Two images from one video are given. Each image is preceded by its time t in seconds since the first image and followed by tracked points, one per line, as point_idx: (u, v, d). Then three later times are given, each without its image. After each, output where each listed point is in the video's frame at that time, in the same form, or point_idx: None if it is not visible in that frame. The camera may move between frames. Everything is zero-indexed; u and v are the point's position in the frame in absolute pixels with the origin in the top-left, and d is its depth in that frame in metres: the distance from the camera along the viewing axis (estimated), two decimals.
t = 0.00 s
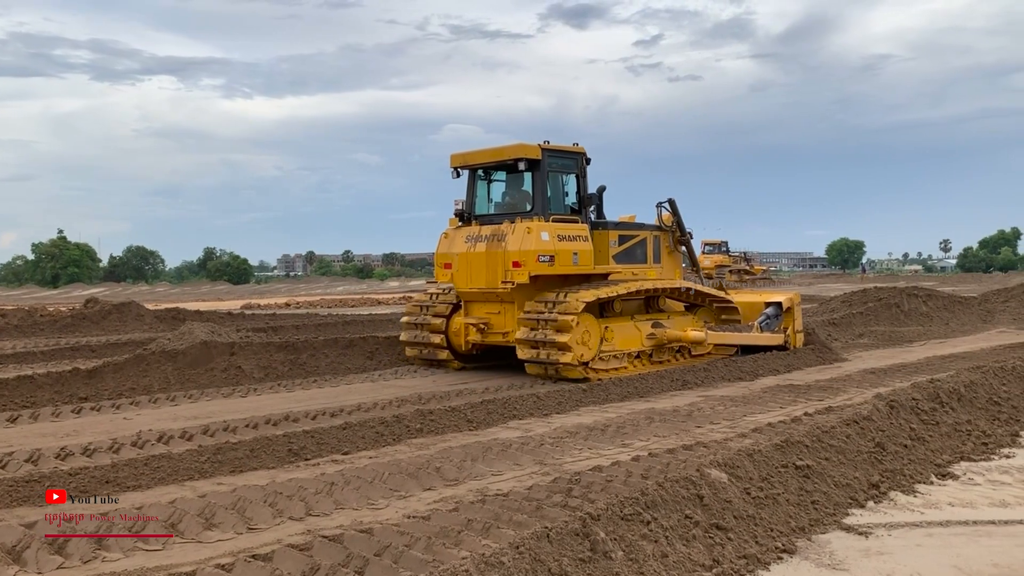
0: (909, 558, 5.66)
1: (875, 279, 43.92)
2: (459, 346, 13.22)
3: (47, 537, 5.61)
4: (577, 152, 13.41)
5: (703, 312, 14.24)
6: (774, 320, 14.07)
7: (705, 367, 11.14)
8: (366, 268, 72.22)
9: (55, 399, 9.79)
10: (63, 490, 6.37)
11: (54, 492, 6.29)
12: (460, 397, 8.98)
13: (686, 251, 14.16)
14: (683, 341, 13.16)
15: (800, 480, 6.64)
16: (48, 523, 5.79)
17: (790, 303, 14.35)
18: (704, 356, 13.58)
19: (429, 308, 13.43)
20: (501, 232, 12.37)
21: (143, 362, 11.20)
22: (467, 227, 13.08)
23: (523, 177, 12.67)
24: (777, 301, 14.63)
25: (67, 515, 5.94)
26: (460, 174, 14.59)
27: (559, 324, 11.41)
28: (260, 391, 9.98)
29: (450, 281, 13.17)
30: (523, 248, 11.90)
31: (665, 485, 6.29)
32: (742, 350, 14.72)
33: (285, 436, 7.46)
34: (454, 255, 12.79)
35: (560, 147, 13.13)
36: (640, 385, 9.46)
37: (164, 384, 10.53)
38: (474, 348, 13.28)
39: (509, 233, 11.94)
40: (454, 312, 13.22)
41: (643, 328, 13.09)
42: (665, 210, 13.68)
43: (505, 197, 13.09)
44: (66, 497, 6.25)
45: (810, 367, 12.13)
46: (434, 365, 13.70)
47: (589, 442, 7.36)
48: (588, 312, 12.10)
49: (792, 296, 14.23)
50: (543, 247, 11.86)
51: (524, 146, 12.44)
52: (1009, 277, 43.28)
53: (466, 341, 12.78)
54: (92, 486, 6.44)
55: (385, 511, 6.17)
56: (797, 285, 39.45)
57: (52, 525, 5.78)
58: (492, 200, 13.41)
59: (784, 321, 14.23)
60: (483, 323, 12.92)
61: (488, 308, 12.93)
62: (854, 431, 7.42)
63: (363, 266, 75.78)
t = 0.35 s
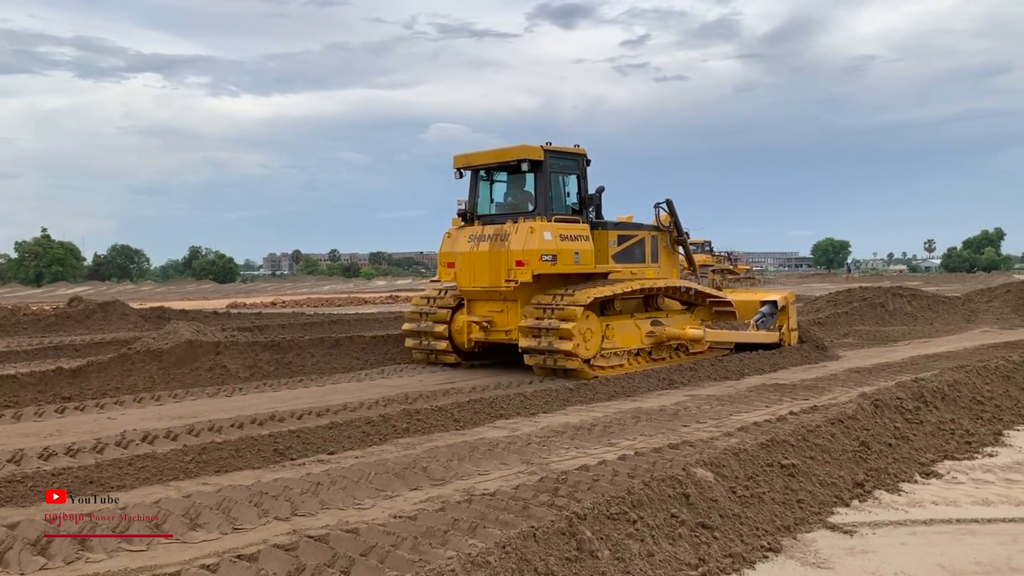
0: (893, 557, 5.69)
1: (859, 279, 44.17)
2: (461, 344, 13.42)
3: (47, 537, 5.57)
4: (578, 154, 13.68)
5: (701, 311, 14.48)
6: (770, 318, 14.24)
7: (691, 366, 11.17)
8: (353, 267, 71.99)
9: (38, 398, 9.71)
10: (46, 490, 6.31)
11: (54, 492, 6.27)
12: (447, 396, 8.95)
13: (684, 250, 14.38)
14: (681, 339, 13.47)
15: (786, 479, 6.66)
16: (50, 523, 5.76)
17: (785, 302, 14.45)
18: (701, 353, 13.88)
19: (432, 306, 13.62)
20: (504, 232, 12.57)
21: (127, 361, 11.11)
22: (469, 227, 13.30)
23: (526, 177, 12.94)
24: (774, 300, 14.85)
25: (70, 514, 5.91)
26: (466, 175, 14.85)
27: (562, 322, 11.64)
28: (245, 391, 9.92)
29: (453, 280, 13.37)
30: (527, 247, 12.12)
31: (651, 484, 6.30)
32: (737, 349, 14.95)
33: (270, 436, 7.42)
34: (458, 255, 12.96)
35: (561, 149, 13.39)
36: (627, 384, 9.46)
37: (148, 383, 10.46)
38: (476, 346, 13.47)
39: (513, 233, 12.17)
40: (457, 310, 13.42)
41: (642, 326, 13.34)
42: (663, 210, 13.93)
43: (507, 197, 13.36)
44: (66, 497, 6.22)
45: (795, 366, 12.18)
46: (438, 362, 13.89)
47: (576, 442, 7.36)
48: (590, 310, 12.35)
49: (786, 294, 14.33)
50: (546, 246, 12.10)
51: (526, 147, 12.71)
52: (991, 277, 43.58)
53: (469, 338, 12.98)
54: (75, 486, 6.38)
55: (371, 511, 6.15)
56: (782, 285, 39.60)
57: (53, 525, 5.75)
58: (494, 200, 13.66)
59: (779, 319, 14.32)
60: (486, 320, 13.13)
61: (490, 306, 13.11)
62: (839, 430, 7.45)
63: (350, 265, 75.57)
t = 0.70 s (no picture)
0: (873, 555, 5.73)
1: (840, 279, 44.51)
2: (460, 342, 13.58)
3: (47, 537, 5.54)
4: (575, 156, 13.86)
5: (693, 310, 14.70)
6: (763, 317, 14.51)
7: (673, 366, 11.21)
8: (336, 267, 71.74)
9: (15, 398, 9.60)
10: (23, 492, 6.22)
11: (53, 492, 6.22)
12: (430, 396, 8.91)
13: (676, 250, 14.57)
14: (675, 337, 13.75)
15: (766, 478, 6.69)
16: (48, 523, 5.72)
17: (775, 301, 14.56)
18: (694, 351, 14.16)
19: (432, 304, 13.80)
20: (502, 232, 12.74)
21: (106, 361, 11.00)
22: (468, 227, 13.45)
23: (525, 178, 13.09)
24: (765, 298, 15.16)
25: (68, 514, 5.87)
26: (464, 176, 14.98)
27: (561, 320, 11.84)
28: (225, 391, 9.86)
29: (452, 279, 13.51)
30: (526, 247, 12.30)
31: (633, 484, 6.32)
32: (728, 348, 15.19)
33: (251, 436, 7.37)
34: (457, 255, 13.12)
35: (558, 151, 13.56)
36: (609, 384, 9.46)
37: (127, 383, 10.37)
38: (474, 345, 13.63)
39: (512, 233, 12.34)
40: (456, 309, 13.57)
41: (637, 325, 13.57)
42: (657, 211, 14.13)
43: (506, 198, 13.50)
44: (65, 497, 6.18)
45: (776, 366, 12.25)
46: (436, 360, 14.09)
47: (558, 441, 7.36)
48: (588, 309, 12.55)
49: (776, 293, 14.43)
50: (545, 246, 12.29)
51: (525, 149, 12.88)
52: (967, 279, 44.17)
53: (468, 337, 13.14)
54: (52, 487, 6.32)
55: (352, 511, 6.12)
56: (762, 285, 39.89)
57: (51, 525, 5.71)
58: (492, 202, 13.80)
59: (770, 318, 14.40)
60: (484, 319, 13.30)
61: (489, 305, 13.28)
62: (819, 429, 7.49)
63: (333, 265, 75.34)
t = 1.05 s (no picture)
0: (849, 553, 5.77)
1: (815, 279, 44.76)
2: (456, 341, 13.79)
3: (48, 537, 5.53)
4: (568, 158, 14.05)
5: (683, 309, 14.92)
6: (747, 315, 15.19)
7: (653, 366, 11.25)
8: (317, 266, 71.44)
9: None
10: None
11: (53, 492, 6.18)
12: (409, 396, 8.88)
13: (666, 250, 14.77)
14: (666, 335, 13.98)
15: (744, 477, 6.73)
16: (50, 522, 5.69)
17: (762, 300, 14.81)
18: (684, 349, 14.40)
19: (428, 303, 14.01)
20: (498, 232, 12.95)
21: (81, 361, 10.88)
22: (464, 228, 13.66)
23: (520, 179, 13.27)
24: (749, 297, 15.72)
25: (69, 514, 5.83)
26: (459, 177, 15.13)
27: (556, 318, 12.05)
28: (203, 391, 9.80)
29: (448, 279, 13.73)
30: (522, 246, 12.50)
31: (612, 483, 6.33)
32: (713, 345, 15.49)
33: (228, 437, 7.31)
34: (453, 254, 13.31)
35: (552, 152, 13.74)
36: (589, 384, 9.47)
37: (103, 383, 10.28)
38: (471, 343, 13.86)
39: (508, 233, 12.56)
40: (452, 308, 13.79)
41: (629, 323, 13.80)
42: (648, 212, 14.34)
43: (501, 199, 13.66)
44: (67, 496, 6.15)
45: (755, 365, 12.32)
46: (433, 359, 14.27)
47: (538, 441, 7.35)
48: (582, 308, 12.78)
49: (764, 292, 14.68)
50: (539, 246, 12.51)
51: (520, 150, 13.05)
52: (943, 279, 44.68)
53: (464, 335, 13.36)
54: (25, 490, 6.23)
55: (330, 512, 6.09)
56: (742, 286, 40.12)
57: (53, 524, 5.68)
58: (487, 202, 13.95)
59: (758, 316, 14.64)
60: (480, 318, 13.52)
61: (484, 304, 13.47)
62: (796, 428, 7.53)
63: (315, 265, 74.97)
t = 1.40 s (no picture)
0: (822, 551, 5.81)
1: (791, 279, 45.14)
2: (448, 339, 13.92)
3: (47, 537, 5.52)
4: (558, 159, 14.24)
5: (670, 307, 15.14)
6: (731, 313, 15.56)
7: (630, 364, 11.28)
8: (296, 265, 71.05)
9: None
10: None
11: (53, 492, 6.14)
12: (386, 396, 8.85)
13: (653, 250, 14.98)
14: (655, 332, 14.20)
15: (719, 475, 6.75)
16: (50, 522, 5.68)
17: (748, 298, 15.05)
18: (671, 346, 14.60)
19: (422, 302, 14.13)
20: (491, 232, 13.13)
21: (52, 362, 10.74)
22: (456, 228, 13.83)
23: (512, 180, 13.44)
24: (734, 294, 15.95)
25: (68, 514, 5.81)
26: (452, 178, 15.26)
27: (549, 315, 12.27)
28: (177, 391, 9.71)
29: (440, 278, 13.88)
30: (515, 245, 12.71)
31: (588, 482, 6.34)
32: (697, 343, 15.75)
33: (202, 438, 7.24)
34: (446, 253, 13.46)
35: (542, 153, 13.92)
36: (566, 383, 9.47)
37: (75, 384, 10.16)
38: (463, 341, 14.00)
39: (501, 232, 12.75)
40: (444, 307, 13.92)
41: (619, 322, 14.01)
42: (635, 212, 14.55)
43: (493, 199, 13.81)
44: (66, 497, 6.13)
45: (731, 364, 12.38)
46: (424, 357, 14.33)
47: (515, 441, 7.33)
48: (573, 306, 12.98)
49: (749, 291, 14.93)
50: (532, 245, 12.72)
51: (513, 150, 13.22)
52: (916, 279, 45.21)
53: (457, 333, 13.50)
54: None
55: (305, 513, 6.04)
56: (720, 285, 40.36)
57: (53, 525, 5.67)
58: (479, 202, 14.09)
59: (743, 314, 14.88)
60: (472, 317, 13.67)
61: (477, 302, 13.63)
62: (772, 426, 7.57)
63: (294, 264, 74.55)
